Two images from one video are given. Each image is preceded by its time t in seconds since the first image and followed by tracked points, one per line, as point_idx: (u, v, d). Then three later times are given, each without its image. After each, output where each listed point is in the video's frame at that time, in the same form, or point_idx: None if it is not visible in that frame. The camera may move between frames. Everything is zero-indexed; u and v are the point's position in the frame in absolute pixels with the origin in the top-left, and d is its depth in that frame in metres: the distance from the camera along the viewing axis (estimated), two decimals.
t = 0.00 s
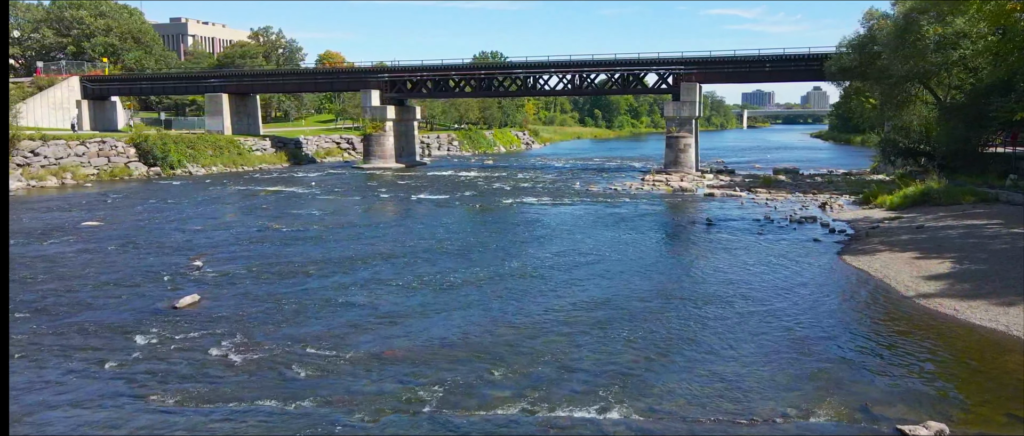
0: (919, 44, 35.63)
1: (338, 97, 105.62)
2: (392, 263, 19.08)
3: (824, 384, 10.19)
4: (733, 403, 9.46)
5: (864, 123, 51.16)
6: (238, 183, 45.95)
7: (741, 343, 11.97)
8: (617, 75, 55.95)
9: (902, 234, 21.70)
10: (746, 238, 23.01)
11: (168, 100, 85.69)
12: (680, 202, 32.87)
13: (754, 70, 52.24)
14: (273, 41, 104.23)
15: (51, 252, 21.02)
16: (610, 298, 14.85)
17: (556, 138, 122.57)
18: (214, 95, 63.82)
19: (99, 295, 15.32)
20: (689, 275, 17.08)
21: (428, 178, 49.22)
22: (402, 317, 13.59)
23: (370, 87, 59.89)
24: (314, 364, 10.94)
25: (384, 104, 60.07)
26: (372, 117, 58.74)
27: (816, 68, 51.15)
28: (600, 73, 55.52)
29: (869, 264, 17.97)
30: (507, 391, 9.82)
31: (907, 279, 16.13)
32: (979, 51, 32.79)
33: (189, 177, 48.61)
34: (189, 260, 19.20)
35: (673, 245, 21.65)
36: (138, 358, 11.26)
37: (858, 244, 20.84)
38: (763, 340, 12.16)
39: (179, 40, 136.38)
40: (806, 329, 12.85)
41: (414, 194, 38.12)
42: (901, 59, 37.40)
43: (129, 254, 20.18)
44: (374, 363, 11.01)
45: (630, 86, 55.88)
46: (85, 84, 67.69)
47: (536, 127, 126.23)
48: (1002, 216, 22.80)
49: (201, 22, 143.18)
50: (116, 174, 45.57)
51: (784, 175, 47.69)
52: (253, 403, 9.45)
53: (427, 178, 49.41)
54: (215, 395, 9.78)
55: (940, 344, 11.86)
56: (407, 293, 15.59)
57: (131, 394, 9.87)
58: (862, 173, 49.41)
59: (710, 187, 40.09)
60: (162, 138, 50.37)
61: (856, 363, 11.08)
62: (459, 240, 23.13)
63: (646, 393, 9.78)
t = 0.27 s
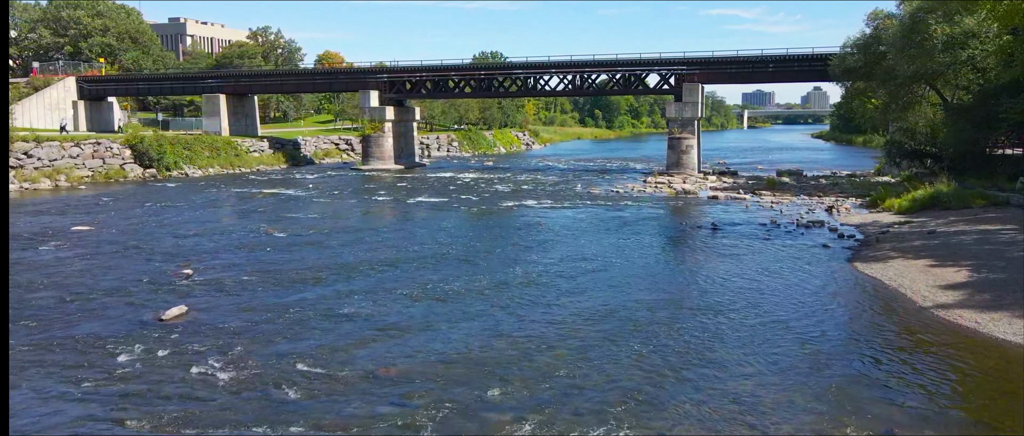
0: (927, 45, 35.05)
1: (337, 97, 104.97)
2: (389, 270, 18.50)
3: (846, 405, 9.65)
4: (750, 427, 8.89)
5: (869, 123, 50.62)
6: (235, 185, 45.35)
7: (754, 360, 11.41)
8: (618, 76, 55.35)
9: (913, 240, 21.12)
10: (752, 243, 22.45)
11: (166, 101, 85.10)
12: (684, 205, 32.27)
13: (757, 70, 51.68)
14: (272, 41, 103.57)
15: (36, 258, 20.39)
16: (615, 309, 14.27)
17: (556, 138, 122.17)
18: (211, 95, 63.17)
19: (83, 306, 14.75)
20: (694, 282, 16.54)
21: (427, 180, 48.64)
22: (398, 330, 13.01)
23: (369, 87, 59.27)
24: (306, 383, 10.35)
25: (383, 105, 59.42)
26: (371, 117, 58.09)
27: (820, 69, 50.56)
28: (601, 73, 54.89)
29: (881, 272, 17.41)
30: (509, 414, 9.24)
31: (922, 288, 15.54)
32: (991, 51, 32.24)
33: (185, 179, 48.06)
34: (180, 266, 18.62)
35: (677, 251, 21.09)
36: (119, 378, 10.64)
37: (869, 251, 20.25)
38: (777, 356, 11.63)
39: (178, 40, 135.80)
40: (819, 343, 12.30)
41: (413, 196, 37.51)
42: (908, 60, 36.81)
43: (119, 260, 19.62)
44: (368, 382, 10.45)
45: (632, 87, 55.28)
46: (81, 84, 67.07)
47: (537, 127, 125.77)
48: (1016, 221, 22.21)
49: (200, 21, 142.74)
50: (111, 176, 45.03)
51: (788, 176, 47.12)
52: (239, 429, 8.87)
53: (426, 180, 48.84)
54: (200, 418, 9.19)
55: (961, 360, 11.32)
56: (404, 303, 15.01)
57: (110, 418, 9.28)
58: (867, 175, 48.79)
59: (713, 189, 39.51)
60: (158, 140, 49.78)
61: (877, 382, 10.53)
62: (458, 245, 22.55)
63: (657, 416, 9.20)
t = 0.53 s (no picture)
0: (935, 47, 34.53)
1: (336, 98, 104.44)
2: (385, 285, 17.89)
3: None
4: None
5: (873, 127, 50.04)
6: (231, 190, 44.81)
7: (768, 389, 10.83)
8: (619, 78, 54.79)
9: (925, 252, 20.53)
10: (758, 255, 21.87)
11: (164, 103, 84.57)
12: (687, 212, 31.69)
13: (760, 73, 51.11)
14: (271, 42, 103.05)
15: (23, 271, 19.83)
16: (620, 330, 13.70)
17: (557, 140, 121.65)
18: (208, 98, 62.61)
19: (65, 326, 14.14)
20: (701, 299, 15.99)
21: (426, 184, 48.09)
22: (393, 355, 12.41)
23: (368, 90, 58.67)
24: (295, 418, 9.77)
25: (381, 108, 58.84)
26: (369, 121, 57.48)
27: (824, 72, 50.00)
28: (602, 76, 54.34)
29: (894, 288, 16.83)
30: None
31: (938, 307, 14.98)
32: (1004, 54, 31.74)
33: (180, 183, 47.50)
34: (169, 281, 18.03)
35: (682, 263, 20.52)
36: (97, 411, 10.07)
37: (880, 263, 19.68)
38: (792, 384, 11.05)
39: (177, 41, 135.32)
40: (836, 368, 11.74)
41: (411, 202, 36.97)
42: (915, 63, 36.27)
43: (106, 273, 19.02)
44: (359, 415, 9.86)
45: (633, 89, 54.73)
46: (77, 87, 66.52)
47: (537, 129, 125.18)
48: None
49: (199, 22, 142.23)
50: (105, 180, 44.48)
51: (791, 181, 46.57)
52: None
53: (425, 184, 48.30)
54: None
55: (986, 389, 10.75)
56: (399, 324, 14.42)
57: None
58: (870, 179, 48.23)
59: (716, 195, 38.97)
60: (153, 144, 49.23)
61: (899, 415, 9.94)
62: (456, 256, 21.96)
63: None
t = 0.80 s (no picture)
0: (941, 54, 34.00)
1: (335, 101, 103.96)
2: (381, 305, 17.39)
3: None
4: None
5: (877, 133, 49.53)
6: (228, 197, 44.31)
7: (782, 429, 10.34)
8: (620, 83, 54.29)
9: (936, 269, 20.01)
10: (763, 271, 21.38)
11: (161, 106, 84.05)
12: (690, 222, 31.19)
13: (762, 78, 50.60)
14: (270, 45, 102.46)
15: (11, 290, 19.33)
16: (623, 359, 13.21)
17: (557, 142, 121.18)
18: (205, 103, 62.09)
19: (48, 354, 13.63)
20: (707, 323, 15.52)
21: (425, 191, 47.62)
22: (388, 390, 11.89)
23: (367, 95, 58.18)
24: None
25: (380, 112, 58.33)
26: (368, 126, 56.94)
27: (827, 77, 49.50)
28: (603, 81, 53.84)
29: (906, 309, 16.34)
30: None
31: (953, 332, 14.50)
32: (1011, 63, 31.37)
33: (177, 190, 46.98)
34: (159, 302, 17.53)
35: (686, 281, 20.02)
36: None
37: (890, 281, 19.19)
38: (807, 423, 10.56)
39: (175, 44, 134.82)
40: (851, 403, 11.26)
41: (409, 211, 36.47)
42: (920, 69, 35.73)
43: (95, 291, 18.47)
44: None
45: (634, 94, 54.21)
46: (74, 91, 65.99)
47: (536, 131, 124.69)
48: None
49: (197, 24, 141.76)
50: (101, 188, 43.97)
51: (794, 188, 46.07)
52: None
53: (425, 191, 47.82)
54: None
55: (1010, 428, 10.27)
56: (395, 351, 13.89)
57: None
58: (874, 186, 47.75)
59: (719, 203, 38.47)
60: (149, 150, 48.72)
61: None
62: (454, 273, 21.42)
63: None
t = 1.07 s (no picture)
0: (945, 63, 33.55)
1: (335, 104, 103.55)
2: (376, 331, 16.88)
3: None
4: None
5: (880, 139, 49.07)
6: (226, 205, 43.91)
7: None
8: (621, 89, 53.86)
9: (945, 289, 19.52)
10: (769, 289, 20.96)
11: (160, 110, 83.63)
12: (692, 235, 30.75)
13: (765, 84, 50.15)
14: (268, 48, 101.98)
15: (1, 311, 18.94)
16: (625, 395, 12.71)
17: (557, 144, 120.77)
18: (203, 108, 61.66)
19: (33, 388, 13.19)
20: (714, 351, 15.11)
21: (425, 198, 47.20)
22: (381, 434, 11.35)
23: (366, 100, 57.75)
24: None
25: (379, 118, 57.86)
26: (367, 132, 56.46)
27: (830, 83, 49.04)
28: (603, 87, 53.40)
29: (917, 334, 15.93)
30: None
31: (967, 361, 14.08)
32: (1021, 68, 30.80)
33: (174, 198, 46.54)
34: (149, 326, 17.06)
35: (690, 301, 19.56)
36: None
37: (898, 302, 18.77)
38: None
39: (175, 46, 134.45)
40: None
41: (408, 220, 36.05)
42: (925, 77, 35.26)
43: (83, 314, 17.99)
44: None
45: (635, 100, 53.76)
46: (71, 96, 65.56)
47: (536, 133, 124.27)
48: None
49: (196, 26, 141.42)
50: (97, 196, 43.54)
51: (797, 196, 45.62)
52: None
53: (424, 198, 47.42)
54: None
55: None
56: (392, 383, 13.49)
57: None
58: (878, 193, 47.32)
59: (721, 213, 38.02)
60: (146, 158, 48.29)
61: None
62: (452, 292, 20.92)
63: None
